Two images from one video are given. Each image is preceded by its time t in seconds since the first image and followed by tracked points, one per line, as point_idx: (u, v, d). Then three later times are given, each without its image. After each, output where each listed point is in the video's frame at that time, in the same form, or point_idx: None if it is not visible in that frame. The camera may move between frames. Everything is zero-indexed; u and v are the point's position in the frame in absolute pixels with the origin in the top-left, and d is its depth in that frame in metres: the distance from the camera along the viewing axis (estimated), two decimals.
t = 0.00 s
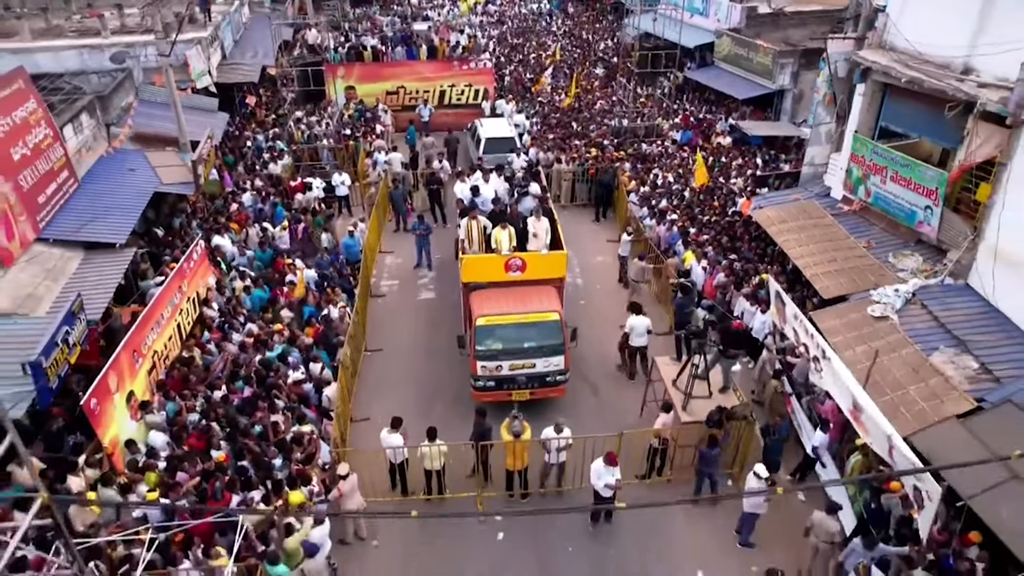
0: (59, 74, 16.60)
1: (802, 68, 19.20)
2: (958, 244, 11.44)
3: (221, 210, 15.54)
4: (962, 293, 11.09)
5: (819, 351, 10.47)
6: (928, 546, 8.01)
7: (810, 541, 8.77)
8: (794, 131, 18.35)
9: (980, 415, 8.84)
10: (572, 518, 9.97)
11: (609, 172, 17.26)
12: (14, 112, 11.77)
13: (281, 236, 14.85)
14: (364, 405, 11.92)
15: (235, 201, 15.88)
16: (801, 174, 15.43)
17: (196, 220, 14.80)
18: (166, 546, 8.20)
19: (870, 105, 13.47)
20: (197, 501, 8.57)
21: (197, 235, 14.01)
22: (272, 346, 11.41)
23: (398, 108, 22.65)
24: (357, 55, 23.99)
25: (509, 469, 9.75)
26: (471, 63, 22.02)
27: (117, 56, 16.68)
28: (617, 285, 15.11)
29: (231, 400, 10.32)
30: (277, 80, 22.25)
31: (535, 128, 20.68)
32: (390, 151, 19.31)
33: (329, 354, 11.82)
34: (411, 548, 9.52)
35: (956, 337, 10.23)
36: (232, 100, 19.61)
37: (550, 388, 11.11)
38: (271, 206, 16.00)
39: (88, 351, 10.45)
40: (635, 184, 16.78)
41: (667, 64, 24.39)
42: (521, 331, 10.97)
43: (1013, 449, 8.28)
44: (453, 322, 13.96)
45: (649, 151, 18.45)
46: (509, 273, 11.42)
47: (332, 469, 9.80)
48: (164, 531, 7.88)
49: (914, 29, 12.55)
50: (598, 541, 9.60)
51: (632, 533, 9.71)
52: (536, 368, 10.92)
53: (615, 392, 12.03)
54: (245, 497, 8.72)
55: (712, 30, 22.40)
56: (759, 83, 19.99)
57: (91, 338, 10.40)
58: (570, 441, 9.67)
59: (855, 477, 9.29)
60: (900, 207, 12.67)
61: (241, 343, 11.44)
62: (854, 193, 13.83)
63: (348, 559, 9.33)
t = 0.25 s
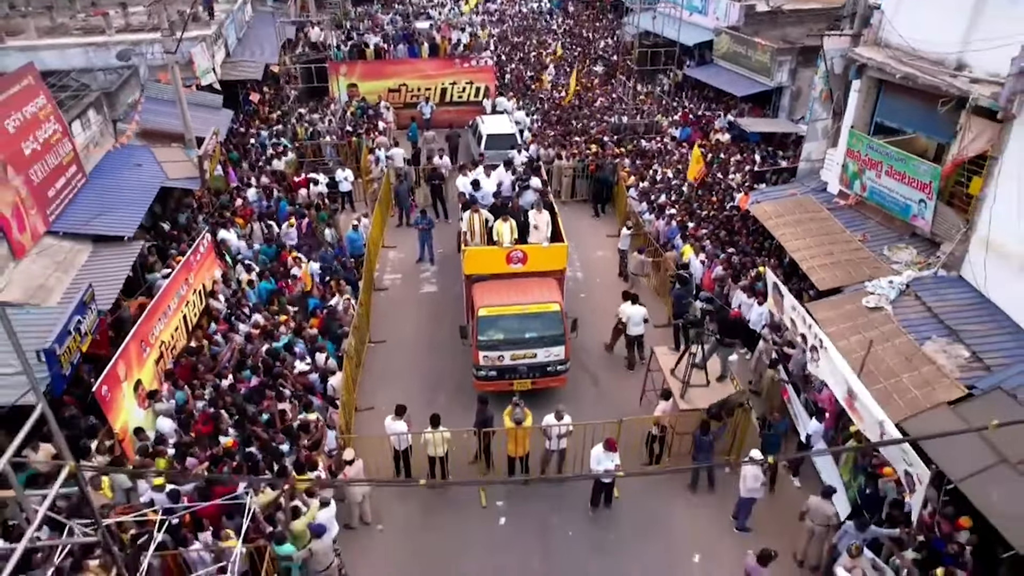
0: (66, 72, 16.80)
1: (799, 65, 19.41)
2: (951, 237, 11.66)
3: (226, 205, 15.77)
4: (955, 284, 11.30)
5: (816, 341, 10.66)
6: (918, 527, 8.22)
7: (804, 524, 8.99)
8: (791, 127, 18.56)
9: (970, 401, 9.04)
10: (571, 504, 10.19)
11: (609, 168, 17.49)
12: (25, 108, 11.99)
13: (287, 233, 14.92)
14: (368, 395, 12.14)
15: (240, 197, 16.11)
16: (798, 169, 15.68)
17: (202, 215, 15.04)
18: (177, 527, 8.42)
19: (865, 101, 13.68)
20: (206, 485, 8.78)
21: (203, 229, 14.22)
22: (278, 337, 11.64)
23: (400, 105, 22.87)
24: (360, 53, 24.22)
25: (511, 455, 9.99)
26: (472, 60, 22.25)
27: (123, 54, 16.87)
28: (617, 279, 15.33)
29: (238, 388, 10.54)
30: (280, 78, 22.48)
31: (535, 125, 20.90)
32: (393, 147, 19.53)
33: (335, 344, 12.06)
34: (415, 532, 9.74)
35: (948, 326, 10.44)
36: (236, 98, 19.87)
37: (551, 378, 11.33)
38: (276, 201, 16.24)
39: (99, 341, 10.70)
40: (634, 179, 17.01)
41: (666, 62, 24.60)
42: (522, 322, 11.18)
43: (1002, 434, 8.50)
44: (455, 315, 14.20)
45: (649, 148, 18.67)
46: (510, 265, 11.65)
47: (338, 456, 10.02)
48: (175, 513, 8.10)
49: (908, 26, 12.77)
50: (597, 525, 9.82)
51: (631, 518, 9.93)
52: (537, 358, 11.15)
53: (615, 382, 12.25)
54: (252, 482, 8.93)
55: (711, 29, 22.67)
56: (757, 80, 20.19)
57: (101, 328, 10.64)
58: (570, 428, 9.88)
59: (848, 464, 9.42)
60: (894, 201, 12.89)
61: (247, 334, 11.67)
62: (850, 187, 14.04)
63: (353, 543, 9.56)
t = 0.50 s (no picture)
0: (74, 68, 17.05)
1: (797, 62, 19.66)
2: (943, 228, 11.91)
3: (232, 199, 16.03)
4: (948, 275, 11.54)
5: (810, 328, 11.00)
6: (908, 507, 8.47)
7: (799, 506, 9.22)
8: (789, 123, 18.80)
9: (961, 386, 9.29)
10: (572, 487, 10.45)
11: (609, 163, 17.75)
12: (38, 103, 12.25)
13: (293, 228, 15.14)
14: (373, 383, 12.41)
15: (245, 191, 16.37)
16: (796, 163, 15.91)
17: (209, 208, 15.31)
18: (188, 507, 8.66)
19: (861, 95, 13.92)
20: (217, 466, 9.03)
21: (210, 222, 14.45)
22: (284, 326, 11.89)
23: (403, 102, 23.12)
24: (362, 50, 24.48)
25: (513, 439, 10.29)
26: (474, 58, 22.51)
27: (130, 51, 17.00)
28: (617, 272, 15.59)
29: (247, 376, 10.79)
30: (284, 75, 22.74)
31: (536, 121, 21.14)
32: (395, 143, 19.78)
33: (340, 334, 12.32)
34: (419, 514, 10.00)
35: (939, 315, 10.67)
36: (240, 94, 20.13)
37: (552, 366, 11.60)
38: (280, 195, 16.50)
39: (111, 328, 10.96)
40: (633, 174, 17.27)
41: (665, 59, 24.84)
42: (524, 311, 11.44)
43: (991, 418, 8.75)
44: (458, 306, 14.46)
45: (648, 143, 18.93)
46: (512, 255, 11.91)
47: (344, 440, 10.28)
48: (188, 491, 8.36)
49: (903, 22, 13.05)
50: (597, 508, 10.07)
51: (630, 501, 10.18)
52: (539, 346, 11.41)
53: (614, 371, 12.50)
54: (260, 464, 9.18)
55: (710, 25, 23.12)
56: (755, 77, 20.42)
57: (113, 316, 10.89)
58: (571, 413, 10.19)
59: (842, 448, 9.68)
60: (889, 194, 13.13)
61: (254, 323, 11.92)
62: (846, 181, 14.29)
63: (359, 525, 9.82)
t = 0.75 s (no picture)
0: (80, 65, 17.20)
1: (795, 60, 19.89)
2: (937, 222, 12.14)
3: (237, 194, 16.24)
4: (941, 267, 11.76)
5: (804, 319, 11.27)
6: (899, 490, 8.70)
7: (795, 491, 9.43)
8: (787, 120, 19.03)
9: (952, 374, 9.53)
10: (573, 473, 10.67)
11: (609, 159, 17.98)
12: (49, 98, 12.47)
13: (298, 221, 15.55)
14: (377, 373, 12.66)
15: (250, 186, 16.58)
16: (793, 159, 16.10)
17: (214, 202, 15.52)
18: (199, 491, 8.87)
19: (857, 91, 14.14)
20: (227, 451, 9.25)
21: (216, 216, 14.66)
22: (291, 318, 12.11)
23: (405, 99, 23.34)
24: (364, 48, 24.72)
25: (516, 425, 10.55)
26: (475, 56, 22.75)
27: (136, 48, 17.02)
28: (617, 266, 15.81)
29: (255, 365, 11.02)
30: (287, 73, 22.97)
31: (537, 118, 21.36)
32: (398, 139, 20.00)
33: (346, 325, 12.54)
34: (424, 500, 10.23)
35: (933, 306, 10.89)
36: (245, 91, 20.35)
37: (553, 356, 11.82)
38: (285, 190, 16.72)
39: (122, 319, 11.25)
40: (633, 170, 17.51)
41: (665, 57, 25.06)
42: (526, 302, 11.67)
43: (981, 404, 8.99)
44: (460, 298, 14.68)
45: (648, 140, 19.15)
46: (514, 248, 12.14)
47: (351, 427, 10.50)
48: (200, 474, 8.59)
49: (898, 19, 13.25)
50: (598, 494, 10.31)
51: (630, 487, 10.42)
52: (540, 337, 11.63)
53: (613, 361, 12.73)
54: (269, 450, 9.40)
55: (709, 23, 23.45)
56: (754, 75, 20.63)
57: (124, 307, 11.16)
58: (573, 401, 10.42)
59: (837, 435, 9.95)
60: (884, 188, 13.34)
61: (261, 314, 12.15)
62: (842, 175, 14.50)
63: (365, 509, 10.04)
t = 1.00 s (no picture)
0: (87, 62, 17.45)
1: (793, 57, 20.10)
2: (931, 214, 12.37)
3: (243, 189, 16.47)
4: (935, 259, 11.99)
5: (799, 309, 11.59)
6: (891, 473, 8.93)
7: (791, 475, 9.65)
8: (785, 117, 19.25)
9: (944, 362, 9.76)
10: (574, 459, 10.90)
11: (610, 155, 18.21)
12: (60, 94, 12.71)
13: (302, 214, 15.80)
14: (382, 363, 12.90)
15: (255, 182, 16.80)
16: (790, 154, 16.33)
17: (220, 197, 15.75)
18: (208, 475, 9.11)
19: (853, 87, 14.36)
20: (236, 437, 9.48)
21: (222, 210, 14.89)
22: (296, 309, 12.35)
23: (407, 97, 23.56)
24: (367, 46, 24.97)
25: (517, 413, 10.77)
26: (477, 53, 22.97)
27: (143, 46, 17.37)
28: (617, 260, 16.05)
29: (262, 354, 11.26)
30: (290, 70, 23.20)
31: (538, 115, 21.59)
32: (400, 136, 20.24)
33: (350, 316, 12.77)
34: (428, 485, 10.46)
35: (926, 296, 11.12)
36: (249, 89, 20.58)
37: (554, 346, 12.05)
38: (290, 186, 16.94)
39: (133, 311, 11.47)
40: (633, 166, 17.74)
41: (664, 55, 25.27)
42: (527, 293, 11.90)
43: (972, 390, 9.21)
44: (463, 291, 14.92)
45: (647, 136, 19.38)
46: (516, 241, 12.38)
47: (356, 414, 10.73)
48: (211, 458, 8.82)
49: (893, 15, 13.47)
50: (598, 479, 10.54)
51: (630, 473, 10.66)
52: (542, 327, 11.86)
53: (613, 352, 12.96)
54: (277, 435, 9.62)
55: (709, 22, 23.42)
56: (752, 72, 20.83)
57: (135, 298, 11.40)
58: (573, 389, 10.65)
59: (831, 422, 10.33)
60: (880, 182, 13.56)
61: (267, 306, 12.37)
62: (839, 170, 14.73)
63: (370, 494, 10.28)
